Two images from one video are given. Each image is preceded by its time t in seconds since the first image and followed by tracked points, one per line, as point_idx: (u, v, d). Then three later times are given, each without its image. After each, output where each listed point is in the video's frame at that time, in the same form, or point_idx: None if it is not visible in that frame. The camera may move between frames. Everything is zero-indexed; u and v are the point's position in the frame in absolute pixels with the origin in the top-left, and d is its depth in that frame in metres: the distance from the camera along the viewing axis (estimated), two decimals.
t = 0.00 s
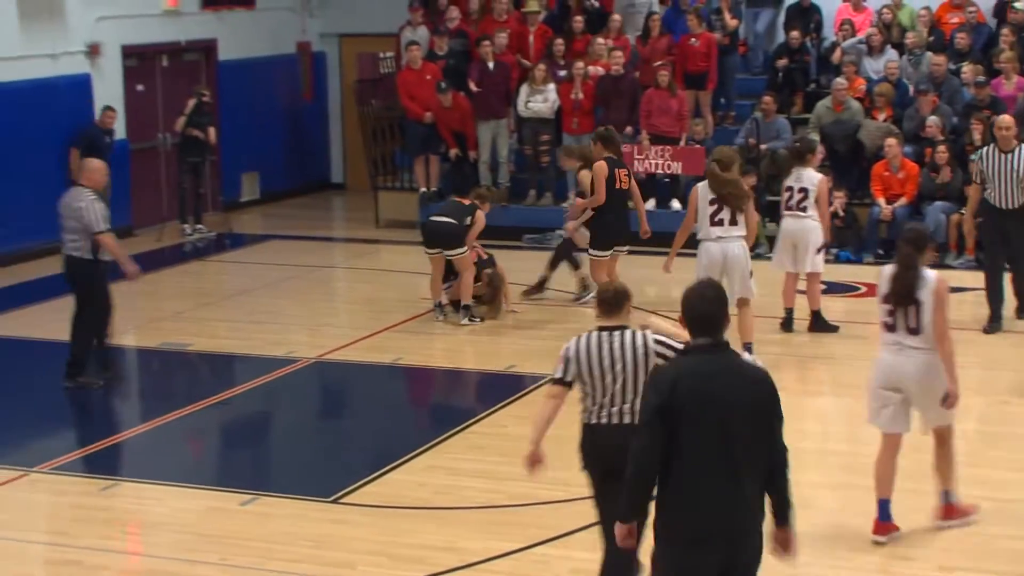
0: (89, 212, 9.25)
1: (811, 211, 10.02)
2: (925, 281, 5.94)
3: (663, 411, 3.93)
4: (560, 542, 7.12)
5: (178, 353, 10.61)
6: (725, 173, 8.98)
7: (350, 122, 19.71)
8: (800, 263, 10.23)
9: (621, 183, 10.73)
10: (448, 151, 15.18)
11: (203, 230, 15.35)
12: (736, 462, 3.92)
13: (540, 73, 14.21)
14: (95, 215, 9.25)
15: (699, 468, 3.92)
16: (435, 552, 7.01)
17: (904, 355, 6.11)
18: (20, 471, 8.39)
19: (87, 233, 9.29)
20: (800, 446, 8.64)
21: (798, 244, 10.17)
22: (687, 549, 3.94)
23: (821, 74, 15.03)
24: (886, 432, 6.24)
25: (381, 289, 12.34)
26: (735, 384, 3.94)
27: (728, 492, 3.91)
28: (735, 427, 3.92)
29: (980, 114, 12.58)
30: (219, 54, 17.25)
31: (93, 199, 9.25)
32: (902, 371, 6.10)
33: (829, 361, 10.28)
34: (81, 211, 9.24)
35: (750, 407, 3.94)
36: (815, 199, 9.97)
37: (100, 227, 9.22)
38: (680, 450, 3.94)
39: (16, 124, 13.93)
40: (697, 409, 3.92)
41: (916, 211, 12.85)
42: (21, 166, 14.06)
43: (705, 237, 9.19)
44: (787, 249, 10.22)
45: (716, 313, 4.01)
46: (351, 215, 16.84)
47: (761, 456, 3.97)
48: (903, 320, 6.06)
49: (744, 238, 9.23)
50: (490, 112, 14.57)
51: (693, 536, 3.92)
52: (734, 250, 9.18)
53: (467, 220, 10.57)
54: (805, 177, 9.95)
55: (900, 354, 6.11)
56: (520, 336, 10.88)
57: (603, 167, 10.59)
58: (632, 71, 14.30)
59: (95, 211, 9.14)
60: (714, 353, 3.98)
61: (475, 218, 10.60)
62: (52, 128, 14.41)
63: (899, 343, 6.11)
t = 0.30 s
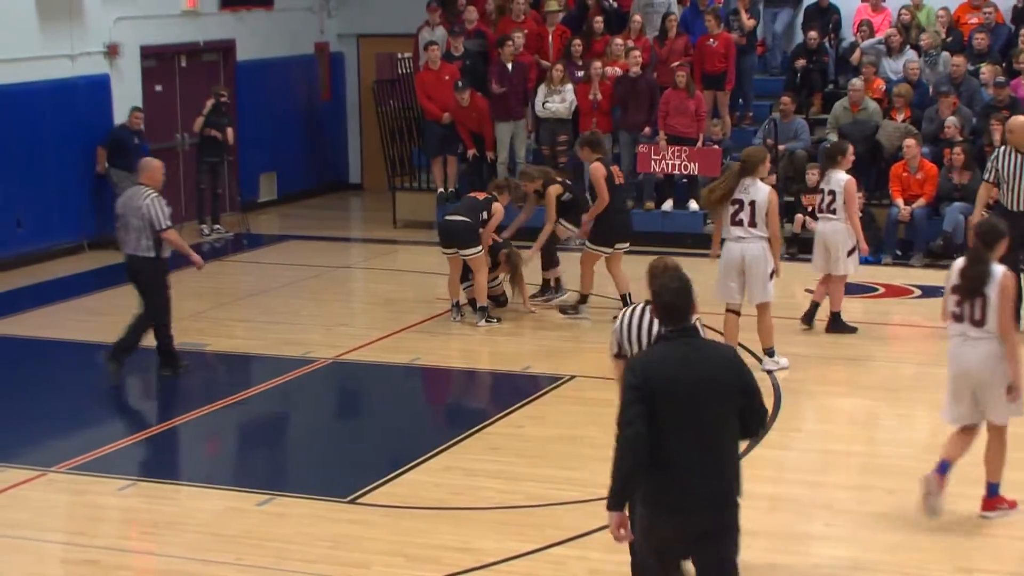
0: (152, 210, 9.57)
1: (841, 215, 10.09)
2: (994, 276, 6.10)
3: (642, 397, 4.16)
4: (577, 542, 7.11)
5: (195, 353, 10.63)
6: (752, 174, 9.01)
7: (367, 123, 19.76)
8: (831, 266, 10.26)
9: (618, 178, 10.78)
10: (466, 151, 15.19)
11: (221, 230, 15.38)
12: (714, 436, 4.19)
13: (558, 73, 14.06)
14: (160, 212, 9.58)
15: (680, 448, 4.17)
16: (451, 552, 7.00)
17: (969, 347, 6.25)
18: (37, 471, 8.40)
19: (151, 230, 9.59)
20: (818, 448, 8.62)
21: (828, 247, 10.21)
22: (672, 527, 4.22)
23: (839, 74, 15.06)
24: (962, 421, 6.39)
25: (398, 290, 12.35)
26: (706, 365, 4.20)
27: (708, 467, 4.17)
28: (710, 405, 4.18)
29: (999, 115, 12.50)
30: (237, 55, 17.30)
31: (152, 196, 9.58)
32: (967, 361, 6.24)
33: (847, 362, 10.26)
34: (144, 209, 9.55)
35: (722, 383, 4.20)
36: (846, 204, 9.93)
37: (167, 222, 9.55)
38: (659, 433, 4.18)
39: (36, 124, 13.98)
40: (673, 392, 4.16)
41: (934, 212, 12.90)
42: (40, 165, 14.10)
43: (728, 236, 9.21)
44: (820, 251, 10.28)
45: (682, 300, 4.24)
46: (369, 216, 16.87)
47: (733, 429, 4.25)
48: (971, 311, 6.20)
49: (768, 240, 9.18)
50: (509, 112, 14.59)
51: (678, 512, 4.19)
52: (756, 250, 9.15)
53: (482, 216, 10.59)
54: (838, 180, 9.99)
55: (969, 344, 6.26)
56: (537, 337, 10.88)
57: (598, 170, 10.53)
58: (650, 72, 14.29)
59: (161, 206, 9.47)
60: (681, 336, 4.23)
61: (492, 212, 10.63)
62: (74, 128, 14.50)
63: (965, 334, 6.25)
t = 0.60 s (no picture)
0: (185, 206, 9.60)
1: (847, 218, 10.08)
2: None
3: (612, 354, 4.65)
4: (578, 544, 7.11)
5: (196, 356, 10.62)
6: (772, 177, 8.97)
7: (368, 124, 19.76)
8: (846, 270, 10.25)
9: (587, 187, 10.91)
10: (467, 153, 15.17)
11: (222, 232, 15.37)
12: (677, 393, 4.66)
13: (558, 75, 14.17)
14: (192, 209, 9.59)
15: (647, 402, 4.65)
16: (452, 554, 7.00)
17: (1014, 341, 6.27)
18: (38, 473, 8.39)
19: (181, 226, 9.62)
20: (819, 450, 8.62)
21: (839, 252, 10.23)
22: (637, 476, 4.68)
23: (840, 76, 15.09)
24: (1008, 414, 6.37)
25: (399, 292, 12.35)
26: (673, 328, 4.68)
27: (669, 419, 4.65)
28: (675, 365, 4.66)
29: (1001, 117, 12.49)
30: (238, 57, 17.31)
31: (187, 193, 9.63)
32: (1012, 354, 6.27)
33: (849, 364, 10.26)
34: (177, 205, 9.59)
35: (686, 346, 4.68)
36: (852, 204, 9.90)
37: (194, 220, 9.55)
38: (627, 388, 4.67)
39: (37, 126, 13.98)
40: (641, 350, 4.65)
41: (935, 214, 12.93)
42: (41, 167, 14.10)
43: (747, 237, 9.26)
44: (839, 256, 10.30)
45: (653, 269, 4.74)
46: (370, 217, 16.87)
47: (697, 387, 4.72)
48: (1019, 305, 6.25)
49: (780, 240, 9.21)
50: (512, 116, 14.57)
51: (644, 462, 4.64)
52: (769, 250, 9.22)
53: (479, 212, 10.55)
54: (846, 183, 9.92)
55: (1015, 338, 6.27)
56: (538, 339, 10.88)
57: (571, 180, 10.70)
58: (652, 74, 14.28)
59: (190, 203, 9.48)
60: (652, 302, 4.72)
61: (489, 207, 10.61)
62: (76, 131, 14.53)
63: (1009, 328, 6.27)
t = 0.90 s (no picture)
0: (223, 215, 9.55)
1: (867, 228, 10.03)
2: None
3: (588, 340, 5.03)
4: (574, 554, 7.10)
5: (191, 364, 10.62)
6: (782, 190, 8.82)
7: (363, 132, 19.78)
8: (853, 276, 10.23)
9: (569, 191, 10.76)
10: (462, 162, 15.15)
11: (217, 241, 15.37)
12: (648, 381, 5.00)
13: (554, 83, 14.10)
14: (229, 218, 9.54)
15: (619, 388, 4.99)
16: (447, 564, 6.99)
17: None
18: (32, 483, 8.37)
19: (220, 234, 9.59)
20: (815, 459, 8.62)
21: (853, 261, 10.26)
22: (606, 460, 5.02)
23: (835, 85, 15.12)
24: None
25: (395, 300, 12.35)
26: (649, 320, 5.01)
27: (640, 408, 4.98)
28: (648, 356, 4.99)
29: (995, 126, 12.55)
30: (233, 65, 17.32)
31: (228, 204, 9.57)
32: None
33: (844, 373, 10.26)
34: (215, 214, 9.54)
35: (660, 338, 5.01)
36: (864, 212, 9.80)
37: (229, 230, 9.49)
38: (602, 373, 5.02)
39: (32, 135, 13.98)
40: (616, 338, 5.01)
41: (929, 222, 12.90)
42: (35, 176, 14.09)
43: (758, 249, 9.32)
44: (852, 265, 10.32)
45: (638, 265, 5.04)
46: (364, 226, 16.87)
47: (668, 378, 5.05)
48: None
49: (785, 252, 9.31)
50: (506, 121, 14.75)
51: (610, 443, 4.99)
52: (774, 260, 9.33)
53: (470, 217, 10.49)
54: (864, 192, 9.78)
55: None
56: (533, 347, 10.87)
57: (557, 189, 10.55)
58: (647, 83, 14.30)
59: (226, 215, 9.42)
60: (633, 296, 5.05)
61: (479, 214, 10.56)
62: (73, 140, 14.54)
63: None
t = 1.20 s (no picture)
0: (245, 215, 9.70)
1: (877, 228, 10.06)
2: None
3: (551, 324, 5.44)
4: (552, 558, 7.09)
5: (170, 369, 10.59)
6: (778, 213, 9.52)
7: (342, 137, 19.76)
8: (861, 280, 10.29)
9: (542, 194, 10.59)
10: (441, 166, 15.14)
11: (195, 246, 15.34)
12: (609, 358, 5.41)
13: (531, 87, 14.16)
14: (252, 217, 9.71)
15: (584, 367, 5.40)
16: (426, 569, 6.98)
17: None
18: (10, 489, 8.33)
19: (243, 232, 9.75)
20: (793, 463, 8.62)
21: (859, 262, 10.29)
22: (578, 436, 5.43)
23: (812, 89, 15.16)
24: None
25: (373, 305, 12.34)
26: (606, 304, 5.44)
27: (606, 384, 5.39)
28: (607, 336, 5.42)
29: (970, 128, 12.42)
30: (211, 70, 17.30)
31: (244, 200, 9.75)
32: None
33: (821, 377, 10.28)
34: (239, 214, 9.67)
35: (617, 318, 5.43)
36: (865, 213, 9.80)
37: (256, 227, 9.67)
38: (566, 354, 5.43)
39: (9, 139, 13.94)
40: (578, 322, 5.43)
41: (907, 226, 13.00)
42: (12, 180, 14.04)
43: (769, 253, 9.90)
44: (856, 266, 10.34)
45: (593, 253, 5.49)
46: (343, 231, 16.86)
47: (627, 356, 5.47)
48: None
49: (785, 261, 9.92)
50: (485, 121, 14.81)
51: (577, 418, 5.39)
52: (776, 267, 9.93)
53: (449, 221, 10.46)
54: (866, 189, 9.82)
55: None
56: (512, 351, 10.87)
57: (535, 196, 10.43)
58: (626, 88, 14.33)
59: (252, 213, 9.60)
60: (590, 283, 5.49)
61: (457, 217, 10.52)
62: (51, 145, 14.54)
63: None
